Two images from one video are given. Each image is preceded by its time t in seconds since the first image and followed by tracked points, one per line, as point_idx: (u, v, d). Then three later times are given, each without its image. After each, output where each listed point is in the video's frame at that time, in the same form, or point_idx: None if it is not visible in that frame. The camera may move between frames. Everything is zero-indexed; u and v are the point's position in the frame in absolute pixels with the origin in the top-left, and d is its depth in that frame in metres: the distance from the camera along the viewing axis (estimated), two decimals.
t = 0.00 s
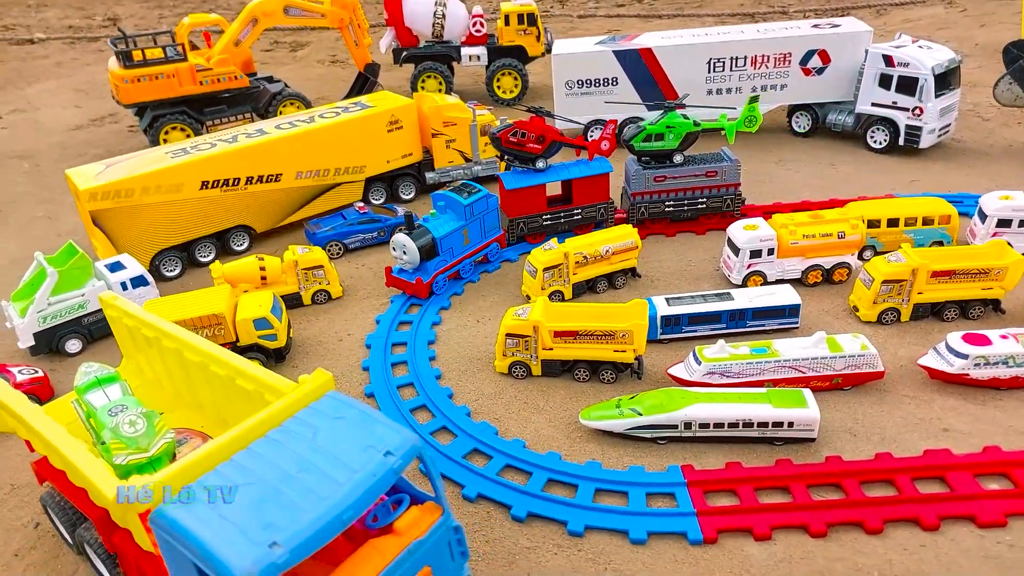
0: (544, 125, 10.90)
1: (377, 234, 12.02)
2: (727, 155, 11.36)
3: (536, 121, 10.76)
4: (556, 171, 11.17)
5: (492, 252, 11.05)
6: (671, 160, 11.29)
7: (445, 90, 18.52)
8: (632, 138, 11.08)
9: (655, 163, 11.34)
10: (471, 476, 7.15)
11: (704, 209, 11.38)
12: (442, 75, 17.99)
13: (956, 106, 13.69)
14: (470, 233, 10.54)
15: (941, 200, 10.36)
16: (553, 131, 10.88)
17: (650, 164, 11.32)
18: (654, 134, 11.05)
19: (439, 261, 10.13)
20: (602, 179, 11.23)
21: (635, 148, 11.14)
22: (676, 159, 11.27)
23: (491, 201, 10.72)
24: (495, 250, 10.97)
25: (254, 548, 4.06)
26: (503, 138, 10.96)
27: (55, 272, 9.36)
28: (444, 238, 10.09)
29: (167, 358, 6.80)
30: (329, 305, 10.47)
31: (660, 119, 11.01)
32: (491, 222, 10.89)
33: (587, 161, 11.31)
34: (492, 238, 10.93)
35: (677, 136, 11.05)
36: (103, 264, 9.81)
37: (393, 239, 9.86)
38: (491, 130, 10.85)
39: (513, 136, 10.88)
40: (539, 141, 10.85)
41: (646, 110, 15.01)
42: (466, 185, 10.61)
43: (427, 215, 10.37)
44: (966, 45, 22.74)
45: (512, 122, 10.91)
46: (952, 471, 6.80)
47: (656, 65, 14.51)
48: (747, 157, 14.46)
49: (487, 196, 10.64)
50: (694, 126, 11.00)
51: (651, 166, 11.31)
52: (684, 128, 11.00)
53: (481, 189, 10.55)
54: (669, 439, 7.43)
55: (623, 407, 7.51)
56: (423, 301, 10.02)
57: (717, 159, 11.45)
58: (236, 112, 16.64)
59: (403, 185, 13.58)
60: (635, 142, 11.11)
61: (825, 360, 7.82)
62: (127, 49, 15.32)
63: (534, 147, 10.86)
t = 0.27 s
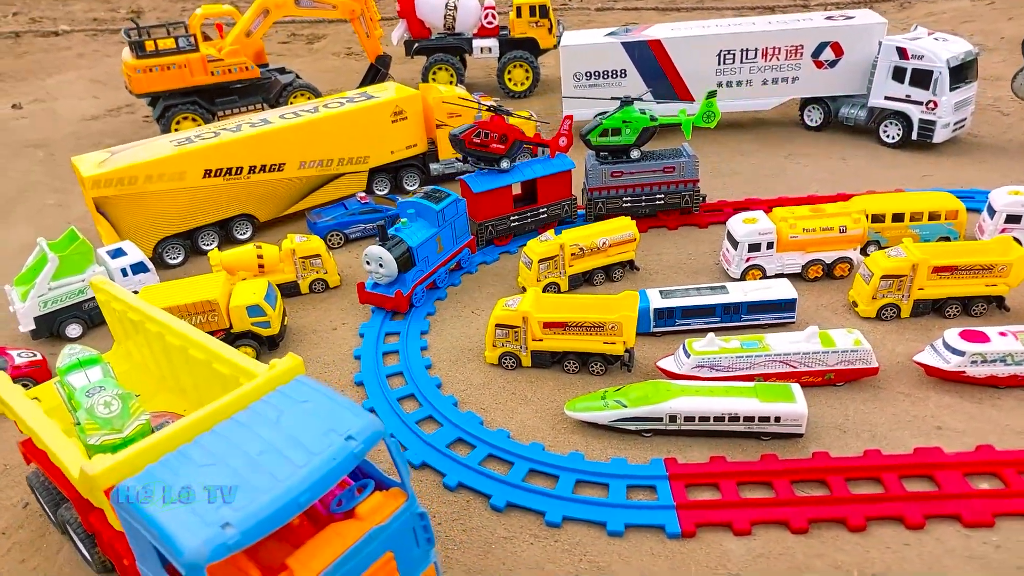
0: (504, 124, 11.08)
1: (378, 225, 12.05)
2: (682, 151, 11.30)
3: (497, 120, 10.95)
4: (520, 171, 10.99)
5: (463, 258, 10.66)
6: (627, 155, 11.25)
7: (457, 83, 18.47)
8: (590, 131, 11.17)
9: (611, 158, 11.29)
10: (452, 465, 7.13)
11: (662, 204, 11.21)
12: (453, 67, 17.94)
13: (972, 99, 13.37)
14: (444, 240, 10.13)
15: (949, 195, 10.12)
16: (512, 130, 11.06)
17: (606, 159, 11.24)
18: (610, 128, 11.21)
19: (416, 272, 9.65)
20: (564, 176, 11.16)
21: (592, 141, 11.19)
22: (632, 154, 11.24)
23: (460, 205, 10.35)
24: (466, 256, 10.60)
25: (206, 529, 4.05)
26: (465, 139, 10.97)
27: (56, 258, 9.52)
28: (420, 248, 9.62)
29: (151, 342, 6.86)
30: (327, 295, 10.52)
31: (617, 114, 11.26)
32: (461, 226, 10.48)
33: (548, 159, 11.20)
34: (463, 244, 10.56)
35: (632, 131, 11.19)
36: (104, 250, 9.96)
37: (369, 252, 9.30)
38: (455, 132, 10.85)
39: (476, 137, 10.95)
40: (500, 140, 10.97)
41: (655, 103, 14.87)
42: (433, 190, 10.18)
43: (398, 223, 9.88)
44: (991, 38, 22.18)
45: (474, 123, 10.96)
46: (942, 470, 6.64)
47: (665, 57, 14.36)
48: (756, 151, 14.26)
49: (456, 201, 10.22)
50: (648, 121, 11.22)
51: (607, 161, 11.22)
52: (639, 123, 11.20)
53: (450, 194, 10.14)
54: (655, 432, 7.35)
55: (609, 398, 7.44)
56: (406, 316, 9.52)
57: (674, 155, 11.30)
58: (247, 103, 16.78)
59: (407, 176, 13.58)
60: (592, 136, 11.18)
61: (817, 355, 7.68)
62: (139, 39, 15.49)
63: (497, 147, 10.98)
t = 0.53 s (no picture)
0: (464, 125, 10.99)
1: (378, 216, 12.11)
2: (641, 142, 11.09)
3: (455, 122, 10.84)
4: (481, 172, 10.95)
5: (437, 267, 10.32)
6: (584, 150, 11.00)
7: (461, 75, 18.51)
8: (545, 126, 10.87)
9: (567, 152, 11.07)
10: (441, 452, 7.17)
11: (621, 198, 11.10)
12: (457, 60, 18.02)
13: (979, 86, 13.18)
14: (421, 249, 9.72)
15: (950, 182, 9.99)
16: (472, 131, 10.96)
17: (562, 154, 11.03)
18: (566, 122, 10.83)
19: (400, 283, 9.17)
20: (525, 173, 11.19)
21: (548, 137, 10.94)
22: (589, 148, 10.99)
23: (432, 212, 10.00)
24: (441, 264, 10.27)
25: (180, 509, 4.13)
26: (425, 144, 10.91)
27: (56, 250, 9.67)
28: (402, 257, 9.14)
29: (144, 330, 6.97)
30: (325, 286, 10.60)
31: (573, 106, 10.81)
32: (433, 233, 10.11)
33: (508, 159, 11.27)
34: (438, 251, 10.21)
35: (590, 125, 10.82)
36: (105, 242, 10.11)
37: (351, 266, 8.70)
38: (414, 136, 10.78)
39: (436, 140, 10.86)
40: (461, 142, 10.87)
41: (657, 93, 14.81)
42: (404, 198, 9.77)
43: (374, 235, 9.32)
44: (1004, 25, 21.84)
45: (433, 127, 10.94)
46: (932, 456, 6.59)
47: (667, 47, 14.29)
48: (759, 140, 14.16)
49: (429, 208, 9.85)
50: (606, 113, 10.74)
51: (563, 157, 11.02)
52: (596, 116, 10.77)
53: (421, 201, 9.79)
54: (645, 419, 7.34)
55: (599, 385, 7.43)
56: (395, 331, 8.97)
57: (632, 147, 11.09)
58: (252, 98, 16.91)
59: (408, 168, 13.63)
60: (548, 131, 10.89)
61: (810, 342, 7.63)
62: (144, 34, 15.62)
63: (457, 149, 10.85)
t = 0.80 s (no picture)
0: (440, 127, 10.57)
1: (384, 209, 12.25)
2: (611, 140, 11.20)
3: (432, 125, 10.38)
4: (458, 175, 10.76)
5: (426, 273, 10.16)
6: (558, 148, 11.01)
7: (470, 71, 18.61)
8: (520, 126, 10.77)
9: (541, 152, 11.06)
10: (435, 438, 7.29)
11: (594, 195, 11.22)
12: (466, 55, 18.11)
13: (989, 83, 13.10)
14: (411, 256, 9.52)
15: (954, 179, 9.97)
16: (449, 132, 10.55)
17: (536, 154, 11.02)
18: (540, 121, 10.77)
19: (397, 292, 8.92)
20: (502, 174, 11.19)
21: (522, 136, 10.85)
22: (563, 147, 11.00)
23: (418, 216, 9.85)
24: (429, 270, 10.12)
25: (169, 479, 4.25)
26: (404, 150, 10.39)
27: (67, 237, 9.91)
28: (397, 263, 8.92)
29: (147, 314, 7.15)
30: (329, 276, 10.76)
31: (546, 105, 10.76)
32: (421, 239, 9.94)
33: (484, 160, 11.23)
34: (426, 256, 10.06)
35: (563, 124, 10.78)
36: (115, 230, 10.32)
37: (350, 276, 8.43)
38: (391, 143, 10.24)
39: (415, 145, 10.37)
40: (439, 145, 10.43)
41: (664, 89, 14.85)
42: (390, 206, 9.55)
43: (366, 244, 9.04)
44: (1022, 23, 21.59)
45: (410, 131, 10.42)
46: (921, 450, 6.62)
47: (674, 43, 14.30)
48: (766, 137, 14.16)
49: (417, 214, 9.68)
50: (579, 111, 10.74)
51: (538, 157, 11.03)
52: (569, 115, 10.74)
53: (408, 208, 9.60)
54: (637, 410, 7.43)
55: (593, 375, 7.52)
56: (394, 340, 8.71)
57: (603, 146, 11.21)
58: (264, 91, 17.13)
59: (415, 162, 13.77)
60: (522, 131, 10.80)
61: (804, 336, 7.67)
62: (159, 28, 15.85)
63: (437, 153, 10.40)
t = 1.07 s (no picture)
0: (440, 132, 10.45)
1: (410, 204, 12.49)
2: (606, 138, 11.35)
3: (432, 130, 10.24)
4: (461, 180, 10.69)
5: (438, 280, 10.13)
6: (554, 148, 11.14)
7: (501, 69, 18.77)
8: (516, 128, 10.89)
9: (538, 152, 11.19)
10: (451, 425, 7.48)
11: (592, 193, 11.41)
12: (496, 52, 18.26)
13: None
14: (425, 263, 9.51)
15: (983, 175, 9.81)
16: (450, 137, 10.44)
17: (533, 155, 11.16)
18: (535, 123, 10.91)
19: (420, 303, 8.83)
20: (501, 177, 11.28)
21: (519, 138, 10.98)
22: (559, 147, 11.13)
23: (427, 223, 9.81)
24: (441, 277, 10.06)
25: (189, 449, 4.49)
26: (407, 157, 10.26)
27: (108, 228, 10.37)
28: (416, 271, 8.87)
29: (180, 301, 7.47)
30: (356, 268, 11.04)
31: (541, 107, 10.92)
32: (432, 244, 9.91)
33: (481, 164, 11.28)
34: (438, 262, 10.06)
35: (559, 124, 10.93)
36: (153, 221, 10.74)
37: (377, 287, 8.30)
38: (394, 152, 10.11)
39: (418, 151, 10.25)
40: (441, 150, 10.31)
41: (692, 86, 14.83)
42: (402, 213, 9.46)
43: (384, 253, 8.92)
44: None
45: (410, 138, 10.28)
46: (934, 445, 6.59)
47: (703, 39, 14.28)
48: (794, 134, 14.06)
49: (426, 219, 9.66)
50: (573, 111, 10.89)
51: (534, 157, 11.17)
52: (564, 115, 10.90)
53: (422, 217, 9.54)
54: (650, 401, 7.52)
55: (607, 366, 7.63)
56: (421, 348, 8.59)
57: (599, 144, 11.36)
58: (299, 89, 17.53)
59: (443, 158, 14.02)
60: (519, 132, 10.93)
61: (820, 331, 7.67)
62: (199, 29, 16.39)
63: (440, 159, 10.29)
